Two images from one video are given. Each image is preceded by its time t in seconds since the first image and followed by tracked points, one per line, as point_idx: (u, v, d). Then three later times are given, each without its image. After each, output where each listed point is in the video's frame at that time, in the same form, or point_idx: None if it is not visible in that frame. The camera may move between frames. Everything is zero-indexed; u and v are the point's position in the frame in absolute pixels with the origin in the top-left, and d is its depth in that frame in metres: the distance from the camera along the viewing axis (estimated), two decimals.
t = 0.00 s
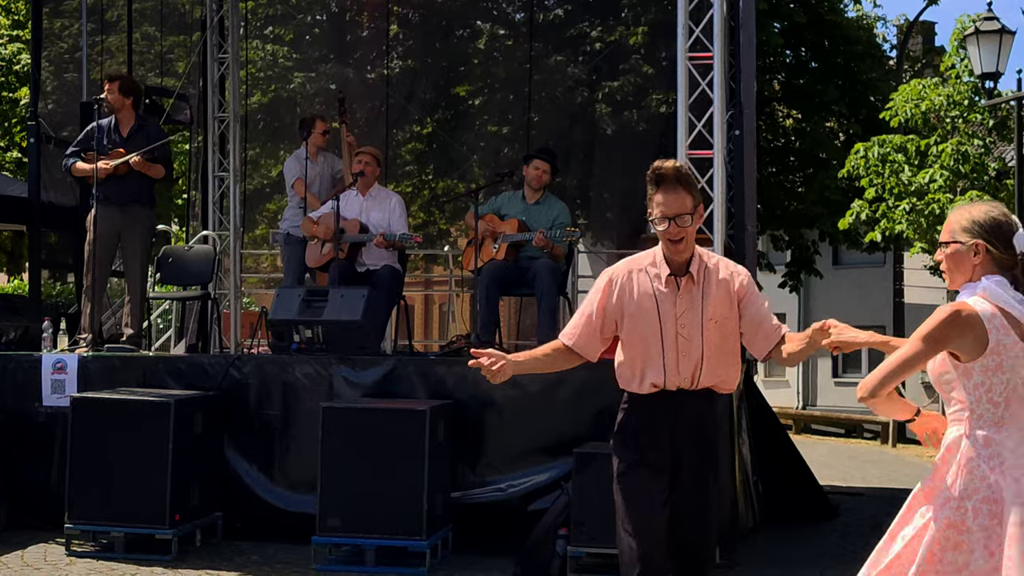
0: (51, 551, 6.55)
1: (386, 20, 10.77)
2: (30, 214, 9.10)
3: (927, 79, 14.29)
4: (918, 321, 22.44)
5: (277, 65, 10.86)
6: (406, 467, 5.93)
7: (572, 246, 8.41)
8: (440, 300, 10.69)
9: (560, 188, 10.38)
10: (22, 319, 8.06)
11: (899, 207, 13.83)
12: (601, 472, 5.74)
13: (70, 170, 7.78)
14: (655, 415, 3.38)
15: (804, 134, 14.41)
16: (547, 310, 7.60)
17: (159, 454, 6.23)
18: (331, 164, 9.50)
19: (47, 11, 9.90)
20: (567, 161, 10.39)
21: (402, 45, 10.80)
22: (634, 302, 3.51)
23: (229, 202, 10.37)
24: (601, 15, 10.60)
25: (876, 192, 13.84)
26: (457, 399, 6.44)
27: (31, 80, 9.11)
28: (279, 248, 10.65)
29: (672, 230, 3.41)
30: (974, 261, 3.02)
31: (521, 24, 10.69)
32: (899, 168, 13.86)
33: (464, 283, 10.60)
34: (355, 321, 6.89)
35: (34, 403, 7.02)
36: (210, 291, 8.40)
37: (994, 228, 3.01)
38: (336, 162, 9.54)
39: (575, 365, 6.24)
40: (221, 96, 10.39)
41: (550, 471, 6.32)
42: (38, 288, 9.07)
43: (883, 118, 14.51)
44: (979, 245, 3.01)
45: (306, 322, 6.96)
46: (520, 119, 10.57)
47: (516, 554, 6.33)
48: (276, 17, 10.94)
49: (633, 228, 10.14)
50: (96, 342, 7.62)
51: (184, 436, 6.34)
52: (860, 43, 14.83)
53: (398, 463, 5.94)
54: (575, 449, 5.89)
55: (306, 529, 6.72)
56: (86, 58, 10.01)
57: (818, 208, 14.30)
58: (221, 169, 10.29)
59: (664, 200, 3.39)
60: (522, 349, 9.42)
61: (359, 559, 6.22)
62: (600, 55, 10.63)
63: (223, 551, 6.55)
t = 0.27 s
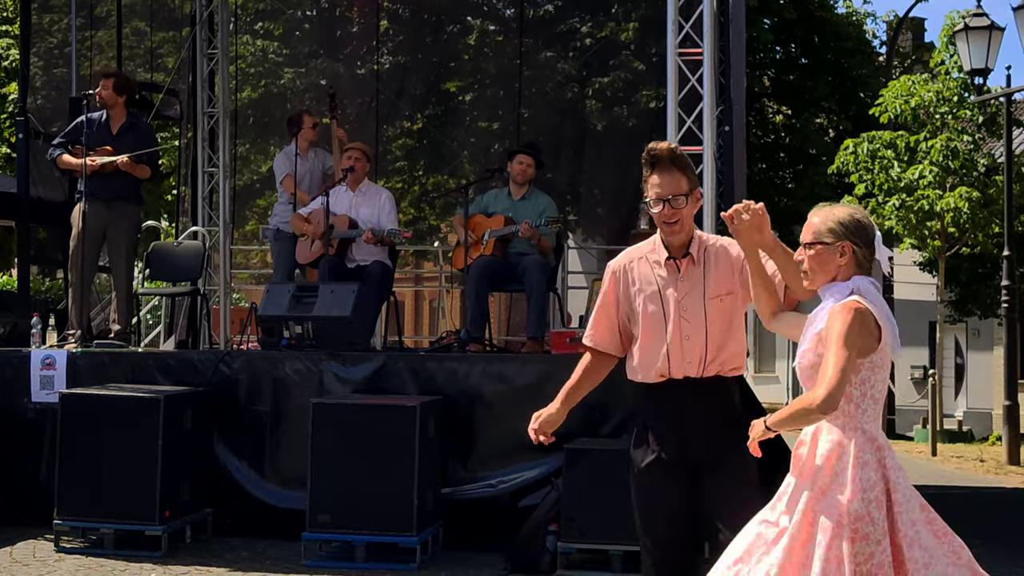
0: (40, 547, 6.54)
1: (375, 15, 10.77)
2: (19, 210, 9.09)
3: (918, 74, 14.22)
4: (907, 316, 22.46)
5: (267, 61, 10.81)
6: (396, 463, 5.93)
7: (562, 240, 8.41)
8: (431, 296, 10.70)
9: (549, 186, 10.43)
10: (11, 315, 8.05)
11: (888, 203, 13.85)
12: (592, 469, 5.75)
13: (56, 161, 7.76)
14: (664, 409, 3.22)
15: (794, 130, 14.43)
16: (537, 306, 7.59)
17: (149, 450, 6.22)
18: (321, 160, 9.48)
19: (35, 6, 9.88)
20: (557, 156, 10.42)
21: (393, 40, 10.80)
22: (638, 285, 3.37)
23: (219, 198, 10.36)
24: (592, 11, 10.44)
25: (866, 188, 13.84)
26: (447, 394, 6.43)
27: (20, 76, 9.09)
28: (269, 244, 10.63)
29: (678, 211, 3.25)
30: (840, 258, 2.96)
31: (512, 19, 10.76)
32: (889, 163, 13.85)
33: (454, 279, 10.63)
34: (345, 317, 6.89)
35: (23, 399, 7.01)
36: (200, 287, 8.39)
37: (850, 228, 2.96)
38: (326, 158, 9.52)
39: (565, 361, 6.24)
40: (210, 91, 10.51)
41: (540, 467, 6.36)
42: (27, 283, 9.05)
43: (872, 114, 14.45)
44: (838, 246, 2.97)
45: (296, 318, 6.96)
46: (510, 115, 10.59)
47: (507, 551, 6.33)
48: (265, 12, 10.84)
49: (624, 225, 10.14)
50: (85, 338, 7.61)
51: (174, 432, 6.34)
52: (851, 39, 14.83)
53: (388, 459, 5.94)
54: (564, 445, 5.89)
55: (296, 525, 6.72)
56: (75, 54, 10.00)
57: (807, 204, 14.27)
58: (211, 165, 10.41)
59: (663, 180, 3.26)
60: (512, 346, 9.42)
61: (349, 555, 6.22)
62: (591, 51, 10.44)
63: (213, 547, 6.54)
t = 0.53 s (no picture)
0: (37, 545, 6.54)
1: (372, 12, 10.76)
2: (16, 208, 9.09)
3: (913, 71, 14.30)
4: (904, 313, 22.47)
5: (264, 58, 10.78)
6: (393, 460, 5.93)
7: (557, 236, 8.42)
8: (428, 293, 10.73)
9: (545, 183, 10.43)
10: (8, 313, 8.05)
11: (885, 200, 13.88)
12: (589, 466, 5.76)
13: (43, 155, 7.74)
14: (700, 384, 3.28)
15: (790, 127, 14.41)
16: (534, 303, 7.60)
17: (146, 447, 6.22)
18: (318, 157, 9.46)
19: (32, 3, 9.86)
20: (553, 155, 10.48)
21: (388, 37, 10.80)
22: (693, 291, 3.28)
23: (216, 195, 10.34)
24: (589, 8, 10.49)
25: (863, 184, 13.91)
26: (444, 391, 6.43)
27: (16, 73, 9.08)
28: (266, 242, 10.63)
29: (681, 197, 3.19)
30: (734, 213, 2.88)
31: (509, 16, 10.68)
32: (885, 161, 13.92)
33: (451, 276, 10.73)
34: (342, 315, 6.89)
35: (20, 396, 6.99)
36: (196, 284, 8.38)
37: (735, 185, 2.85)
38: (323, 155, 9.52)
39: (562, 358, 6.25)
40: (208, 88, 10.31)
41: (536, 464, 6.33)
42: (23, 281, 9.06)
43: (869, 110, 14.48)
44: (733, 203, 2.86)
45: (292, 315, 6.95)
46: (507, 112, 10.57)
47: (503, 548, 6.33)
48: (262, 8, 10.77)
49: (621, 222, 10.23)
50: (81, 335, 7.61)
51: (171, 429, 6.33)
52: (847, 36, 14.81)
53: (385, 456, 5.94)
54: (561, 442, 5.89)
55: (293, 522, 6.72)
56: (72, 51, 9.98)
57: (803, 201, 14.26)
58: (208, 162, 10.25)
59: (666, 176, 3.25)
60: (509, 342, 9.44)
61: (346, 552, 6.22)
62: (587, 48, 10.49)
63: (211, 544, 6.54)
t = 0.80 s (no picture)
0: (42, 544, 6.54)
1: (376, 12, 10.80)
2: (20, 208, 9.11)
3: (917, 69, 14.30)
4: (908, 311, 22.45)
5: (268, 57, 10.76)
6: (396, 459, 5.93)
7: (559, 235, 8.41)
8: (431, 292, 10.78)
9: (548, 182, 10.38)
10: (12, 312, 8.07)
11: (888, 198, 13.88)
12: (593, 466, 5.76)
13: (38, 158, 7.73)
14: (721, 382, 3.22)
15: (793, 125, 14.32)
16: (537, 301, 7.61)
17: (150, 446, 6.22)
18: (321, 157, 9.48)
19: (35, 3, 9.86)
20: (557, 153, 10.39)
21: (392, 36, 10.81)
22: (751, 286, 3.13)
23: (220, 194, 10.35)
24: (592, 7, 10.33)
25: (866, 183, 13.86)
26: (448, 391, 6.44)
27: (20, 72, 9.10)
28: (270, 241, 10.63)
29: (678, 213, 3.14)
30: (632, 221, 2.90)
31: (511, 15, 10.68)
32: (889, 159, 13.93)
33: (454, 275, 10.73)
34: (347, 313, 6.88)
35: (25, 396, 7.00)
36: (200, 284, 8.39)
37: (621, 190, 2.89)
38: (326, 154, 9.52)
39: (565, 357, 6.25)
40: (211, 88, 10.45)
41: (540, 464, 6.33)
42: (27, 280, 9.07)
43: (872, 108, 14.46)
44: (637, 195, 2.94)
45: (296, 314, 6.95)
46: (511, 111, 10.56)
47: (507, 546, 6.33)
48: (265, 7, 10.85)
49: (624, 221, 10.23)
50: (86, 334, 7.62)
51: (175, 428, 6.34)
52: (851, 34, 14.70)
53: (389, 456, 5.94)
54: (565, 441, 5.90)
55: (297, 522, 6.73)
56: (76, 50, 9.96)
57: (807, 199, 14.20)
58: (212, 162, 10.37)
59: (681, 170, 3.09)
60: (512, 341, 9.45)
61: (350, 551, 6.23)
62: (590, 47, 10.39)
63: (214, 544, 6.55)
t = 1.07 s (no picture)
0: (53, 545, 6.56)
1: (385, 12, 10.79)
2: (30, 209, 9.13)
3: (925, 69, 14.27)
4: (917, 311, 22.42)
5: (277, 59, 10.83)
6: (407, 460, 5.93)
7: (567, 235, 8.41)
8: (441, 292, 10.76)
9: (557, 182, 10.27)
10: (22, 313, 8.09)
11: (898, 198, 13.88)
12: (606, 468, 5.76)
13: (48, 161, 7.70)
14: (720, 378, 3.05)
15: (803, 125, 14.37)
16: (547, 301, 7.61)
17: (161, 447, 6.23)
18: (331, 157, 9.50)
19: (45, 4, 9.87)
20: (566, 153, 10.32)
21: (400, 37, 10.85)
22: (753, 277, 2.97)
23: (229, 195, 10.37)
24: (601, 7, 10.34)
25: (875, 182, 13.79)
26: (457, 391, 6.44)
27: (30, 73, 9.13)
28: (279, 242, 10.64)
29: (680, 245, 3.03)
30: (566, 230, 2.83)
31: (521, 16, 10.64)
32: (898, 158, 13.85)
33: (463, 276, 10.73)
34: (356, 314, 6.90)
35: (35, 397, 7.02)
36: (210, 284, 8.39)
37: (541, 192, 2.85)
38: (335, 154, 9.53)
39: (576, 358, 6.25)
40: (219, 89, 10.37)
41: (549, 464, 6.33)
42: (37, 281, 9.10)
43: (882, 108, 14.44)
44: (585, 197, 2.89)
45: (306, 315, 6.96)
46: (520, 113, 10.54)
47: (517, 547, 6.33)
48: (275, 9, 10.89)
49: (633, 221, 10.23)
50: (97, 335, 7.64)
51: (185, 429, 6.34)
52: (859, 34, 14.62)
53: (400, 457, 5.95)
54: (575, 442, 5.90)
55: (307, 522, 6.73)
56: (85, 51, 9.98)
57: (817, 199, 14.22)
58: (220, 162, 10.32)
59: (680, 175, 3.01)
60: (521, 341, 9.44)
61: (361, 552, 6.23)
62: (600, 46, 10.35)
63: (224, 544, 6.56)
